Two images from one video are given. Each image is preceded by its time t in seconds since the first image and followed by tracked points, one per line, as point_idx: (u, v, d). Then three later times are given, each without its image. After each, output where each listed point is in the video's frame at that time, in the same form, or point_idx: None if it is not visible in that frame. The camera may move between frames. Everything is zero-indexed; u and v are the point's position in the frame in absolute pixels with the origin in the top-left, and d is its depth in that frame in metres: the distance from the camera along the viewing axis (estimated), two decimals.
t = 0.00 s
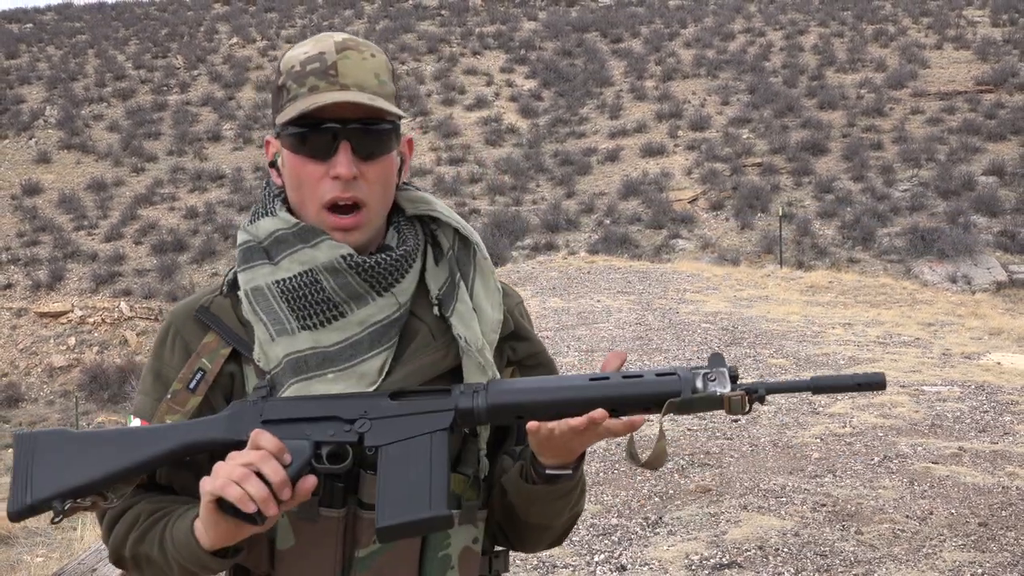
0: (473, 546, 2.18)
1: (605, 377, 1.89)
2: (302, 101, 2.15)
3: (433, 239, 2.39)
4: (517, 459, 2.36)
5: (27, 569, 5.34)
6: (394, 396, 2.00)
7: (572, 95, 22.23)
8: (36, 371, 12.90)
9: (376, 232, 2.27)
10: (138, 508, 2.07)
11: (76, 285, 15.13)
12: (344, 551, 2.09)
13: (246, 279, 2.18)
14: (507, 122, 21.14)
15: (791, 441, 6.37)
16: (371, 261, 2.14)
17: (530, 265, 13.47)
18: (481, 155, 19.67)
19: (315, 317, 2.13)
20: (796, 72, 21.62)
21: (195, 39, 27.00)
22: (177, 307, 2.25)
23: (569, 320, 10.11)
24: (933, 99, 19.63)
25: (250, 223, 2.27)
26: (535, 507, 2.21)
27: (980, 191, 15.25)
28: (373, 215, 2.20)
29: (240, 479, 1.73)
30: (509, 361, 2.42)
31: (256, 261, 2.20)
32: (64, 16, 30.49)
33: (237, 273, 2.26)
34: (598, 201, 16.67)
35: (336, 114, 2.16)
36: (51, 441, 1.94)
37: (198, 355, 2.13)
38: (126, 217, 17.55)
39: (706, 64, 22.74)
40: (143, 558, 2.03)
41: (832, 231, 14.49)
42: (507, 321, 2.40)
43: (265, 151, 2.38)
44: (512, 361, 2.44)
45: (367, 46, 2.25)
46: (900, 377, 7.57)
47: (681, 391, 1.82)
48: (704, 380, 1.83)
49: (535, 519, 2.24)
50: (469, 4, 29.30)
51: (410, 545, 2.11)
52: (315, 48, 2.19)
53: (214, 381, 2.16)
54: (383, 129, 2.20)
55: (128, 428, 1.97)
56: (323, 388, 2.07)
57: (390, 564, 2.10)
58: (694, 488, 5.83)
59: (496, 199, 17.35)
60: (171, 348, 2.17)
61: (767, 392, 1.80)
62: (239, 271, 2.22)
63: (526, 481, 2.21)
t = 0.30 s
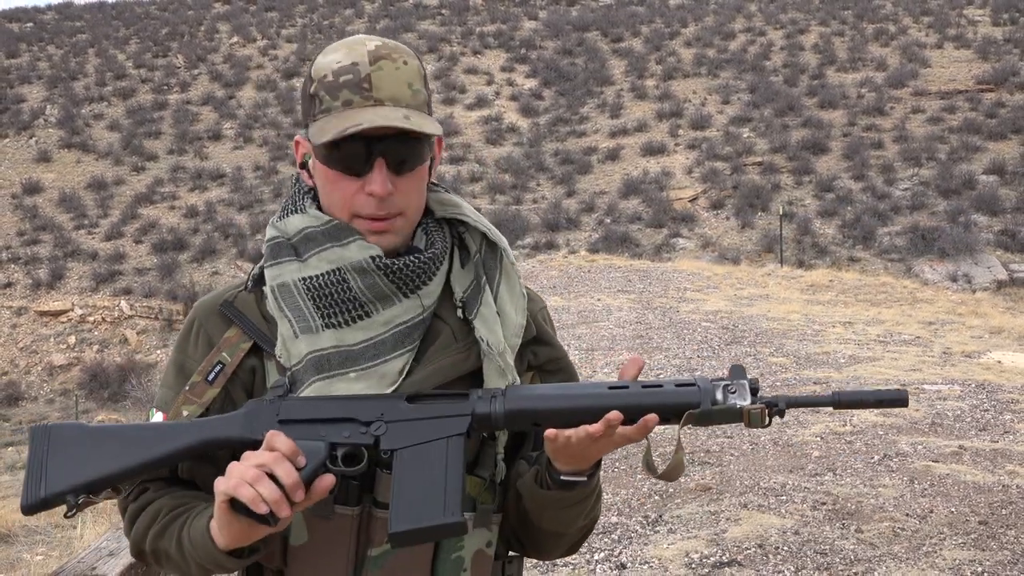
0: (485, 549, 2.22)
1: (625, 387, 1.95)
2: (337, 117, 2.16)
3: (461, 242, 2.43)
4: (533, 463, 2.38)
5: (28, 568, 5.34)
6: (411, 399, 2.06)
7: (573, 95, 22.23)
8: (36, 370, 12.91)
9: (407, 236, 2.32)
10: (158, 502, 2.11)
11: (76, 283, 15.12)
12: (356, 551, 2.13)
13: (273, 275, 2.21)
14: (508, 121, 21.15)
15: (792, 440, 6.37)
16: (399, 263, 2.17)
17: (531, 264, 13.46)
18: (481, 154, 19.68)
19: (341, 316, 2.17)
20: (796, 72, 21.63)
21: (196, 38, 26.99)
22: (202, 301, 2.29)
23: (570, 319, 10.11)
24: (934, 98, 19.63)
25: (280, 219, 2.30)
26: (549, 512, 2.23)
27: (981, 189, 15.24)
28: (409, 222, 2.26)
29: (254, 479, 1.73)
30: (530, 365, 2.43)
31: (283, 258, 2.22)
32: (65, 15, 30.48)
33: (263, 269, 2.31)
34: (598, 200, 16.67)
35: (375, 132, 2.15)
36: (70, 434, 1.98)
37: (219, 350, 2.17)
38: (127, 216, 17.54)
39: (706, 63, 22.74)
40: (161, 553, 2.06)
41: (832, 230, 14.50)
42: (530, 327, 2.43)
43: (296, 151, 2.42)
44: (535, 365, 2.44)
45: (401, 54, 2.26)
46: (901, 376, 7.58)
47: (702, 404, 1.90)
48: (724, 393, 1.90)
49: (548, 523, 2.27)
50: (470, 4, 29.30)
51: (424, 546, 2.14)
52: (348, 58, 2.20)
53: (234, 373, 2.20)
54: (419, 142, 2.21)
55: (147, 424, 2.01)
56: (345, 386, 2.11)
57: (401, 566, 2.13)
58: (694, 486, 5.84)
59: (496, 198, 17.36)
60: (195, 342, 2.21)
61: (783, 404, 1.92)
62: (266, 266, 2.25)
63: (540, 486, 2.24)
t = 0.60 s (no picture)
0: (481, 549, 2.28)
1: (632, 413, 1.96)
2: (352, 139, 2.13)
3: (456, 244, 2.48)
4: (529, 468, 2.42)
5: (27, 569, 5.35)
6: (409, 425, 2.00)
7: (574, 94, 22.24)
8: (38, 370, 12.91)
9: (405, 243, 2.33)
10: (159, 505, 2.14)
11: (78, 283, 15.12)
12: (352, 551, 2.17)
13: (268, 280, 2.23)
14: (509, 121, 21.17)
15: (794, 439, 6.36)
16: (395, 271, 2.20)
17: (532, 263, 13.44)
18: (483, 154, 19.69)
19: (337, 321, 2.21)
20: (797, 70, 21.63)
21: (197, 37, 27.00)
22: (195, 304, 2.30)
23: (568, 319, 10.09)
24: (934, 97, 19.62)
25: (273, 224, 2.33)
26: (549, 517, 2.24)
27: (982, 188, 15.23)
28: (410, 234, 2.26)
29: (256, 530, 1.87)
30: (523, 366, 2.45)
31: (278, 262, 2.25)
32: (66, 15, 30.46)
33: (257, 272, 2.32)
34: (599, 200, 16.67)
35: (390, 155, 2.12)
36: (37, 461, 1.91)
37: (209, 355, 2.16)
38: (129, 215, 17.54)
39: (707, 62, 22.75)
40: (165, 556, 2.09)
41: (834, 229, 14.49)
42: (524, 328, 2.45)
43: (288, 154, 2.36)
44: (526, 365, 2.47)
45: (411, 68, 2.23)
46: (902, 375, 7.57)
47: (705, 431, 1.97)
48: (727, 421, 1.96)
49: (544, 528, 2.28)
50: (470, 3, 29.31)
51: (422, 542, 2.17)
52: (360, 74, 2.15)
53: (227, 377, 2.20)
54: (430, 160, 2.21)
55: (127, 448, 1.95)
56: (341, 392, 2.15)
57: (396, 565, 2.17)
58: (696, 486, 5.82)
59: (498, 198, 17.38)
60: (189, 346, 2.23)
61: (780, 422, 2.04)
62: (260, 270, 2.27)
63: (537, 491, 2.24)
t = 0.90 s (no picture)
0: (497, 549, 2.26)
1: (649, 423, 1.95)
2: (334, 129, 2.18)
3: (459, 243, 2.49)
4: (544, 474, 2.38)
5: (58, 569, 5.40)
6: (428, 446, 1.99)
7: (594, 93, 22.24)
8: (60, 369, 13.04)
9: (401, 242, 2.37)
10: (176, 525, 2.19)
11: (101, 283, 15.23)
12: (366, 554, 2.19)
13: (272, 283, 2.26)
14: (529, 120, 21.19)
15: (817, 439, 6.32)
16: (395, 269, 2.23)
17: (553, 262, 13.46)
18: (503, 153, 19.71)
19: (342, 323, 2.22)
20: (819, 69, 21.57)
21: (218, 37, 27.14)
22: (202, 313, 2.33)
23: (590, 318, 10.08)
24: (957, 95, 19.49)
25: (275, 228, 2.37)
26: (564, 523, 2.24)
27: (1005, 187, 15.11)
28: (400, 230, 2.31)
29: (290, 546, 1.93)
30: (532, 366, 2.45)
31: (281, 266, 2.28)
32: (89, 15, 30.65)
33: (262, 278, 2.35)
34: (620, 199, 16.68)
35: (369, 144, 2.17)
36: (62, 491, 1.92)
37: (223, 364, 2.19)
38: (150, 215, 17.62)
39: (727, 61, 22.71)
40: (186, 564, 2.16)
41: (856, 228, 14.43)
42: (532, 327, 2.44)
43: (284, 154, 2.43)
44: (536, 365, 2.46)
45: (395, 60, 2.27)
46: (926, 375, 7.53)
47: (724, 438, 1.95)
48: (747, 427, 1.94)
49: (560, 532, 2.27)
50: (490, 2, 29.34)
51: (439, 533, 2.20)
52: (343, 68, 2.21)
53: (239, 386, 2.22)
54: (413, 152, 2.24)
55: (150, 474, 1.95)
56: (350, 393, 2.15)
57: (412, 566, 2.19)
58: (718, 486, 5.81)
59: (518, 197, 17.42)
60: (199, 355, 2.25)
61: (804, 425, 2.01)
62: (264, 275, 2.30)
63: (554, 500, 2.23)
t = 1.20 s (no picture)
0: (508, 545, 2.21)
1: (677, 441, 1.95)
2: (344, 127, 2.15)
3: (470, 237, 2.48)
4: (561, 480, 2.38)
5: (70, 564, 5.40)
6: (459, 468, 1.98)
7: (609, 90, 22.21)
8: (77, 366, 13.16)
9: (412, 239, 2.35)
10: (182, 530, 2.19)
11: (117, 281, 15.28)
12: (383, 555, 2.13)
13: (283, 282, 2.23)
14: (544, 118, 21.19)
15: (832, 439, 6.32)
16: (408, 265, 2.20)
17: (568, 260, 13.46)
18: (518, 151, 19.71)
19: (354, 320, 2.20)
20: (835, 66, 21.51)
21: (233, 36, 27.19)
22: (212, 312, 2.29)
23: (605, 316, 10.08)
24: (975, 92, 19.40)
25: (286, 227, 2.35)
26: (577, 529, 2.23)
27: None
28: (411, 227, 2.29)
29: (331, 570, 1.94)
30: (544, 361, 2.44)
31: (293, 265, 2.25)
32: (105, 13, 30.68)
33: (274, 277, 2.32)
34: (635, 196, 16.69)
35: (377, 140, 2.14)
36: (106, 520, 1.90)
37: (240, 370, 2.16)
38: (166, 213, 17.66)
39: (743, 59, 22.67)
40: (194, 566, 2.19)
41: (872, 226, 14.39)
42: (545, 321, 2.43)
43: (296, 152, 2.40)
44: (548, 360, 2.46)
45: (405, 57, 2.25)
46: (940, 373, 7.51)
47: (751, 453, 1.93)
48: (775, 442, 1.92)
49: (575, 534, 2.25)
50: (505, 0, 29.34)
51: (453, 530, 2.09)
52: (353, 65, 2.19)
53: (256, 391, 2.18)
54: (423, 149, 2.22)
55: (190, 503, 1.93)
56: (365, 389, 2.12)
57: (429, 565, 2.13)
58: (734, 483, 5.80)
59: (533, 194, 17.43)
60: (209, 354, 2.22)
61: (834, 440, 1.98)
62: (276, 273, 2.27)
63: (572, 506, 2.22)
